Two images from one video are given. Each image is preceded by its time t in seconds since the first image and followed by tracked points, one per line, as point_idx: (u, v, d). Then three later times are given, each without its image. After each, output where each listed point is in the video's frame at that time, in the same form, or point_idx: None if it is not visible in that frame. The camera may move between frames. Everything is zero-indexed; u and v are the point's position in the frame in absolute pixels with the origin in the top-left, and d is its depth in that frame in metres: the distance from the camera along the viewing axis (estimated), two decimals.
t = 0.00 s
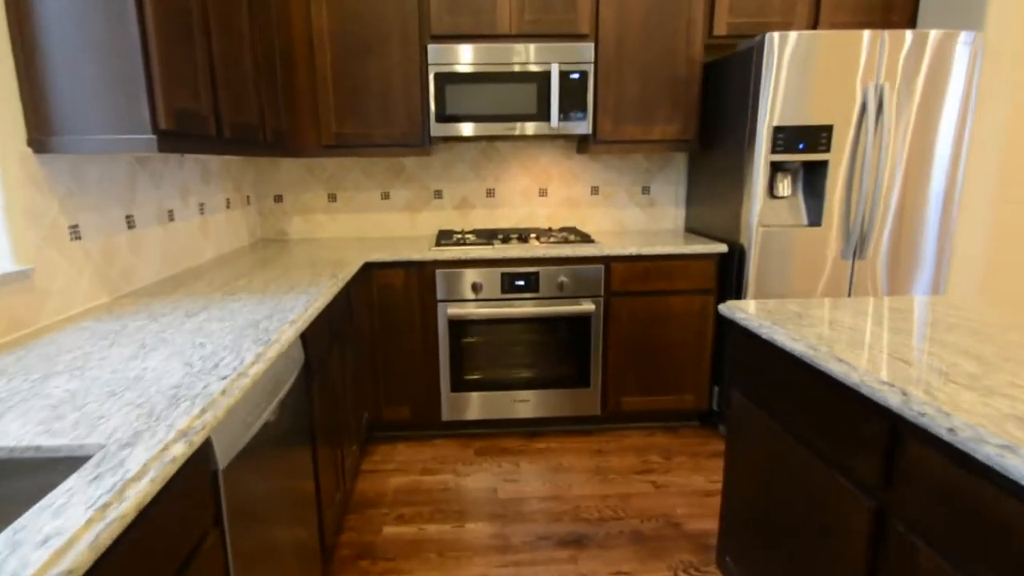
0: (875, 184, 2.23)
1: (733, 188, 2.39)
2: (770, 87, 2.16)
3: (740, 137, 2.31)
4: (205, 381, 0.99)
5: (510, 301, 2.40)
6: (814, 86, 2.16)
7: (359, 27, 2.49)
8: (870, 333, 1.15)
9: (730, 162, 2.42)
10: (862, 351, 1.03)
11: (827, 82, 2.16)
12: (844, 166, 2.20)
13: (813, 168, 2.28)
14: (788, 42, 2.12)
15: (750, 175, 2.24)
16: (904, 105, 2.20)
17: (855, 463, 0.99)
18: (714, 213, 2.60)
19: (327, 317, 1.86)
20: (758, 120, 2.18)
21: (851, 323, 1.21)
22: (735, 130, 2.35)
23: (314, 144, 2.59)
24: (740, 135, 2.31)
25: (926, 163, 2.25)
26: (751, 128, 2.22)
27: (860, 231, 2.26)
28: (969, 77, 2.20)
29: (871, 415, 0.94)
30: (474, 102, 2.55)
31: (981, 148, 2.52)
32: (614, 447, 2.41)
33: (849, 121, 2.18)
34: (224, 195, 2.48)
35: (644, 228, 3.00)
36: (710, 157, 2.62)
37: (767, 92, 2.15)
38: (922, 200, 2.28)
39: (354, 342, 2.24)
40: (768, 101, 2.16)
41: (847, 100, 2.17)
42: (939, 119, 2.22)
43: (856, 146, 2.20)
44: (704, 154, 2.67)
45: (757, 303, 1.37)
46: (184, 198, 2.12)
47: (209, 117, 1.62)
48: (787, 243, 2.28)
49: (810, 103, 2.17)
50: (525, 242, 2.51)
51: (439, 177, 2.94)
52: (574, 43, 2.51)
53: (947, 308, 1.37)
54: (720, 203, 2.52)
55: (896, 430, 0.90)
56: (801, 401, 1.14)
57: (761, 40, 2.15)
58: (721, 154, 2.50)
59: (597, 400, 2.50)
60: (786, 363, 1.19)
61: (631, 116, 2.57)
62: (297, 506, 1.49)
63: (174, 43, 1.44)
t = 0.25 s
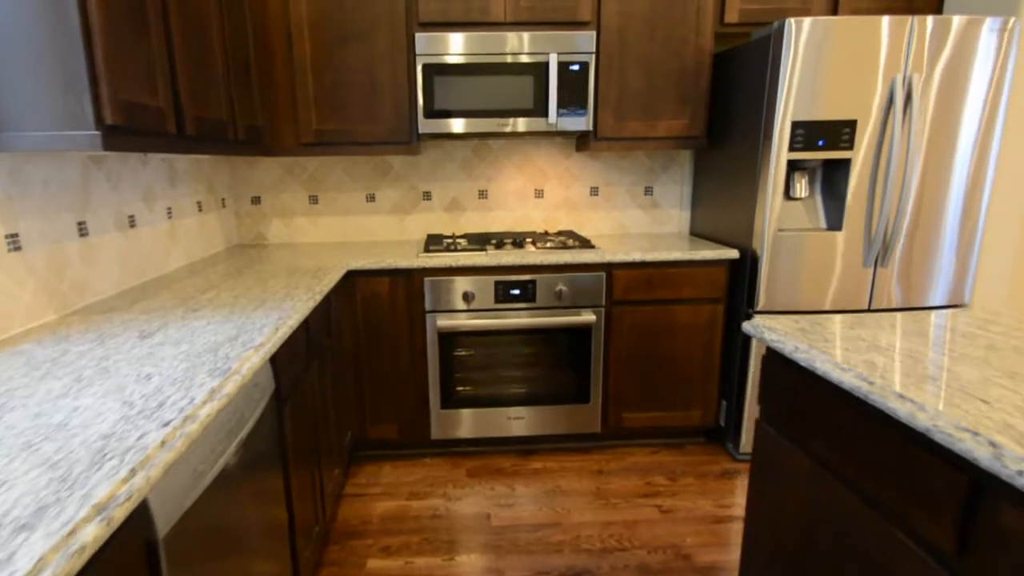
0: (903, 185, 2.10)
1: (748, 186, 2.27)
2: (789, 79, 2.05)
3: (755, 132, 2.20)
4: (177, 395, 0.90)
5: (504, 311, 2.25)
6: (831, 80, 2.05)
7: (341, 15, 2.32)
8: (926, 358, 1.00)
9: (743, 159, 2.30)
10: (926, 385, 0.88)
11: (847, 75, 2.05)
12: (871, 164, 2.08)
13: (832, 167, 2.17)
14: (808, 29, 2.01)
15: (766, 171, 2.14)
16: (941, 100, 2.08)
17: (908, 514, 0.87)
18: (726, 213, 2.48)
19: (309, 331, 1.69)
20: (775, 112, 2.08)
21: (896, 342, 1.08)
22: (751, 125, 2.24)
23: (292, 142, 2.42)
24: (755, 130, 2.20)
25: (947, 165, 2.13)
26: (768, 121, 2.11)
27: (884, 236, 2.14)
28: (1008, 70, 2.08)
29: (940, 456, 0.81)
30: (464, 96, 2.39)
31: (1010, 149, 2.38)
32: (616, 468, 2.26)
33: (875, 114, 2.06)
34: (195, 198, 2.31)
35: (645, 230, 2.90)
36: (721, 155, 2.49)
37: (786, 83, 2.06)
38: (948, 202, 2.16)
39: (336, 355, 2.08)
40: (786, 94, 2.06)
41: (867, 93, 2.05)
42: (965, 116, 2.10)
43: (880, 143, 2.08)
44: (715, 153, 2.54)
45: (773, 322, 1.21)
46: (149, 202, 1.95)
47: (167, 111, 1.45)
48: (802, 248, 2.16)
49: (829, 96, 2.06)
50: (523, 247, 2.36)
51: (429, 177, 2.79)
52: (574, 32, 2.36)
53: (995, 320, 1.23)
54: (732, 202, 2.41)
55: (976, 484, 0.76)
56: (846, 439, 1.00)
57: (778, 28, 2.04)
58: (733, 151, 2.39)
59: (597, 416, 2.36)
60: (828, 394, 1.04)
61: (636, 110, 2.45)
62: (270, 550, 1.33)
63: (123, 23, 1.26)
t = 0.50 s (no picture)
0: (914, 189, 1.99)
1: (751, 188, 2.15)
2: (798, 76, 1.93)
3: (760, 132, 2.07)
4: (149, 409, 0.83)
5: (495, 322, 2.10)
6: (840, 76, 1.94)
7: (317, 5, 2.17)
8: (993, 389, 0.88)
9: (747, 161, 2.18)
10: (1013, 427, 0.76)
11: (859, 72, 1.94)
12: (882, 165, 1.98)
13: (844, 170, 2.06)
14: (818, 23, 1.90)
15: (771, 173, 2.02)
16: (945, 98, 1.99)
17: (952, 551, 0.79)
18: (727, 216, 2.36)
19: (283, 348, 1.51)
20: (782, 110, 1.97)
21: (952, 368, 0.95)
22: (756, 125, 2.10)
23: (266, 139, 2.26)
24: (760, 129, 2.07)
25: (957, 167, 2.03)
26: (774, 120, 1.99)
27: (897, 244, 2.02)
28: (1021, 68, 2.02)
29: (1012, 498, 0.72)
30: (448, 92, 2.25)
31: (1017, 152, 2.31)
32: (615, 490, 2.12)
33: (889, 112, 1.96)
34: (155, 202, 2.13)
35: (641, 235, 2.76)
36: (723, 155, 2.37)
37: (793, 80, 1.94)
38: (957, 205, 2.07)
39: (311, 373, 1.90)
40: (794, 91, 1.95)
41: (878, 91, 1.95)
42: (976, 116, 2.01)
43: (892, 144, 1.97)
44: (716, 152, 2.42)
45: (806, 342, 1.12)
46: (99, 203, 1.75)
47: (110, 99, 1.27)
48: (809, 255, 2.04)
49: (841, 93, 1.95)
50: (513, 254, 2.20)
51: (413, 179, 2.62)
52: (569, 24, 2.22)
53: None
54: (734, 204, 2.30)
55: None
56: (888, 473, 0.91)
57: (788, 21, 1.92)
58: (735, 151, 2.27)
59: (594, 434, 2.21)
60: (883, 431, 0.92)
61: (634, 109, 2.31)
62: None
63: None
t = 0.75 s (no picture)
0: (916, 194, 1.87)
1: (750, 192, 2.01)
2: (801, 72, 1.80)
3: (760, 133, 1.93)
4: (58, 484, 0.68)
5: (483, 335, 1.94)
6: (846, 74, 1.82)
7: None
8: None
9: (745, 163, 2.04)
10: None
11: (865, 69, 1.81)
12: (886, 168, 1.85)
13: (846, 172, 1.93)
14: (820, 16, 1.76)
15: (773, 177, 1.88)
16: (947, 97, 1.86)
17: None
18: (723, 221, 2.22)
19: (244, 375, 1.31)
20: (785, 111, 1.83)
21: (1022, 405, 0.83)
22: (756, 126, 1.96)
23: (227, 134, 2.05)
24: (760, 130, 1.93)
25: (962, 170, 1.91)
26: (776, 121, 1.86)
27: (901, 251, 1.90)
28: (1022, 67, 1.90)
29: None
30: (427, 85, 2.07)
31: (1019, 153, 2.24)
32: (612, 513, 1.98)
33: (891, 111, 1.84)
34: (96, 204, 1.90)
35: (632, 237, 2.63)
36: (718, 156, 2.22)
37: (794, 79, 1.81)
38: (960, 210, 1.95)
39: (279, 396, 1.71)
40: (797, 89, 1.81)
41: (885, 89, 1.84)
42: (982, 117, 1.89)
43: (894, 146, 1.85)
44: (710, 152, 2.27)
45: (849, 366, 0.98)
46: (27, 207, 1.53)
47: (29, 87, 1.07)
48: (813, 262, 1.92)
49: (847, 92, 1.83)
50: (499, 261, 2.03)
51: (390, 178, 2.44)
52: (559, 13, 2.05)
53: None
54: (730, 209, 2.16)
55: None
56: (958, 530, 0.78)
57: (791, 14, 1.79)
58: (731, 152, 2.13)
59: (590, 451, 2.07)
60: (950, 479, 0.79)
61: (624, 106, 2.15)
62: None
63: None
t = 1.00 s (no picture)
0: (926, 197, 1.77)
1: (750, 197, 1.90)
2: (804, 68, 1.70)
3: (761, 134, 1.83)
4: None
5: (470, 351, 1.80)
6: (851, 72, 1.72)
7: None
8: None
9: (744, 166, 1.94)
10: None
11: (869, 67, 1.73)
12: (891, 170, 1.77)
13: (850, 173, 1.84)
14: (824, 8, 1.67)
15: (777, 182, 1.78)
16: (955, 96, 1.78)
17: None
18: (720, 226, 2.11)
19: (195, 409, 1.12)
20: (787, 112, 1.73)
21: None
22: (756, 127, 1.85)
23: (183, 131, 1.85)
24: (761, 132, 1.83)
25: (967, 171, 1.84)
26: (777, 122, 1.76)
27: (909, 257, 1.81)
28: None
29: None
30: (405, 80, 1.91)
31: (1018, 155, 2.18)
32: (610, 541, 1.85)
33: (896, 110, 1.76)
34: (30, 211, 1.69)
35: (622, 242, 2.48)
36: (714, 157, 2.11)
37: (797, 77, 1.70)
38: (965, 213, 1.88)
39: (243, 426, 1.53)
40: (801, 89, 1.71)
41: (890, 87, 1.75)
42: (988, 117, 1.82)
43: (899, 146, 1.77)
44: (706, 153, 2.16)
45: (895, 396, 0.85)
46: None
47: None
48: (816, 270, 1.82)
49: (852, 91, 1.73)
50: (485, 270, 1.89)
51: (366, 181, 2.27)
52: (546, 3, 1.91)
53: None
54: (728, 213, 2.05)
55: None
56: None
57: (792, 7, 1.70)
58: (728, 154, 2.03)
59: (584, 473, 1.94)
60: None
61: (616, 103, 2.03)
62: None
63: None
